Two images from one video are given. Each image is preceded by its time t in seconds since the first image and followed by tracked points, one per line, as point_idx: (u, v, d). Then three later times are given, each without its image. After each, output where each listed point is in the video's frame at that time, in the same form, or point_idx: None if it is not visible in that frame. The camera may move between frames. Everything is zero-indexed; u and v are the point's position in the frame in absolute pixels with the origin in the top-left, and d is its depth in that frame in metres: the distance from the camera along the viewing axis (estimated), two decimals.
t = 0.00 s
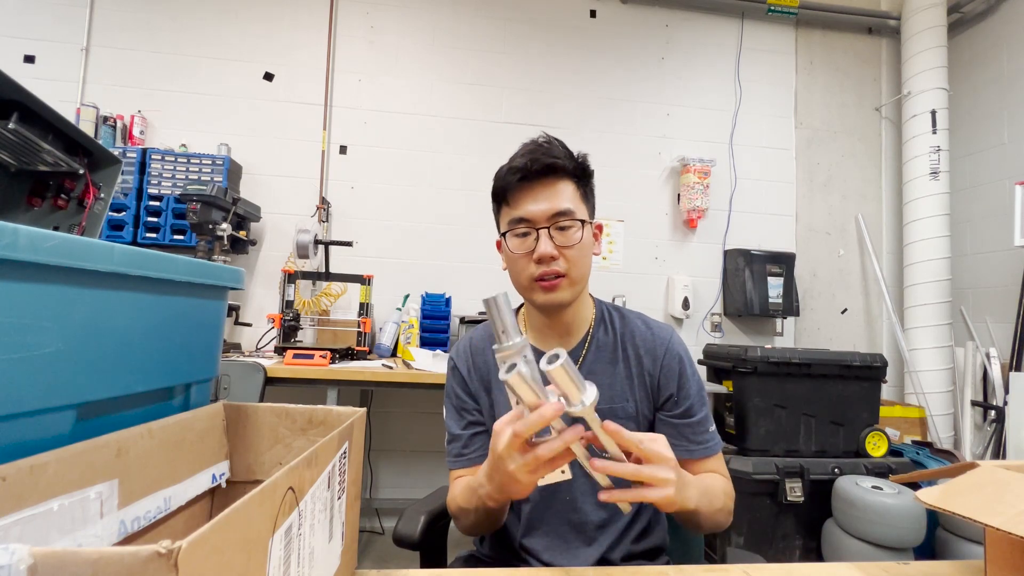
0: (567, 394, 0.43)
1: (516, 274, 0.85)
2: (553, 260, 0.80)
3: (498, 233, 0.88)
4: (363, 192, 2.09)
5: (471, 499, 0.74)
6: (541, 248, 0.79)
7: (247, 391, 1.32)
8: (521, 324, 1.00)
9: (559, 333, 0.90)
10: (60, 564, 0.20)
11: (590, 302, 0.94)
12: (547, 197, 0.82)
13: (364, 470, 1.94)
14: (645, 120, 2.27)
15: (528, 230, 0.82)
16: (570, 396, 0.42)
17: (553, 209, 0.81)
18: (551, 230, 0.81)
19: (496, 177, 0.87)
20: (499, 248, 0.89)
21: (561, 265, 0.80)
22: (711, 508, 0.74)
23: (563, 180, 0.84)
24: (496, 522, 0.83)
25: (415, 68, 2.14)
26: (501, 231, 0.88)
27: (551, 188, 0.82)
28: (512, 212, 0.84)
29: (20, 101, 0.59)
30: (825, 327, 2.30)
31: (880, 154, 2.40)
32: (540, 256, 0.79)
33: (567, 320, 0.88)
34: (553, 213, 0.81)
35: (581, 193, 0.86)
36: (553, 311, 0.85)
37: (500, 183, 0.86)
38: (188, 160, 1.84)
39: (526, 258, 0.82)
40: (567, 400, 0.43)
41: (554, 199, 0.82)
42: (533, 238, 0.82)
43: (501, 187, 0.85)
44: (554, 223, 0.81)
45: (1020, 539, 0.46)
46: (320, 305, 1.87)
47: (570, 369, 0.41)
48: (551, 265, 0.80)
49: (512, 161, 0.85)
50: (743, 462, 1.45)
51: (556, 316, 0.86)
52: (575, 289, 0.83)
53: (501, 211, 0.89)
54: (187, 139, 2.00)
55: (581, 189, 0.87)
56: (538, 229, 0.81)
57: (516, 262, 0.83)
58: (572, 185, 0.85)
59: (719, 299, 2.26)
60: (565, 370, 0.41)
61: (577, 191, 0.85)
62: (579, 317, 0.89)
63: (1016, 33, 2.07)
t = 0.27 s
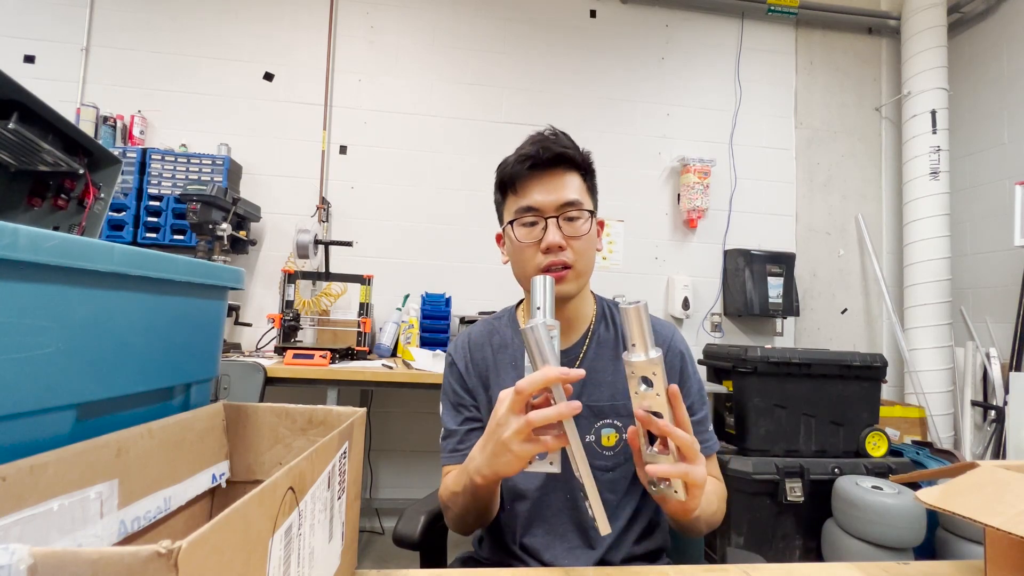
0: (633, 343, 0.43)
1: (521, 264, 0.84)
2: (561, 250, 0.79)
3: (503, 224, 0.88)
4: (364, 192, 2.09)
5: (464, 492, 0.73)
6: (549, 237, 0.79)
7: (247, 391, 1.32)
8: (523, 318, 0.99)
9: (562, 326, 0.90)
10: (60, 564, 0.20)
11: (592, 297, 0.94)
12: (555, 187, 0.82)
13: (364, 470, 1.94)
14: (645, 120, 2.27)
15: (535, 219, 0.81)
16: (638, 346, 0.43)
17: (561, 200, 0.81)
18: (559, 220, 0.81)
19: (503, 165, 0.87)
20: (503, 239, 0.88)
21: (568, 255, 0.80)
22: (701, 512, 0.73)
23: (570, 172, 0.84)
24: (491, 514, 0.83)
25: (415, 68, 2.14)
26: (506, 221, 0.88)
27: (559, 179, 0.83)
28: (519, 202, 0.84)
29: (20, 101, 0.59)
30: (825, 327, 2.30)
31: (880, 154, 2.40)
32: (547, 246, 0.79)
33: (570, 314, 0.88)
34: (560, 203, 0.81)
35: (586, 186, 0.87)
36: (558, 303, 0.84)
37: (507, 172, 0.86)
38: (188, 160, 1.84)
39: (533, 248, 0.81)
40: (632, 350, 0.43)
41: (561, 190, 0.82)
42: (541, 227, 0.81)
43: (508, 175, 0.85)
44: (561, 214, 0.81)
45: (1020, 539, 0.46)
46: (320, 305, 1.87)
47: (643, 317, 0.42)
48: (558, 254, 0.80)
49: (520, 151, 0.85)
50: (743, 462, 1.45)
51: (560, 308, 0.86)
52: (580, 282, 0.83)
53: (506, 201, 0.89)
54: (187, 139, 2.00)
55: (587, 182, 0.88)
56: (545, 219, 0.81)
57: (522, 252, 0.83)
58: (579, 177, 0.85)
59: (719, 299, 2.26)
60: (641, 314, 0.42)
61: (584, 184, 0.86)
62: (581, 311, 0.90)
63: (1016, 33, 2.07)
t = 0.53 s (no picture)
0: (620, 342, 0.45)
1: (521, 259, 0.84)
2: (562, 244, 0.79)
3: (504, 219, 0.87)
4: (363, 192, 2.09)
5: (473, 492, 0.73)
6: (550, 232, 0.79)
7: (247, 391, 1.32)
8: (523, 315, 0.99)
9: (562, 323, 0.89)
10: (59, 564, 0.20)
11: (591, 294, 0.94)
12: (555, 182, 0.82)
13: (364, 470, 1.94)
14: (645, 120, 2.27)
15: (536, 213, 0.81)
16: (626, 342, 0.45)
17: (561, 194, 0.81)
18: (559, 215, 0.81)
19: (503, 159, 0.87)
20: (503, 234, 0.88)
21: (569, 250, 0.80)
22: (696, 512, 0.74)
23: (570, 167, 0.84)
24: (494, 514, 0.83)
25: (415, 68, 2.14)
26: (506, 216, 0.88)
27: (560, 174, 0.83)
28: (520, 197, 0.84)
29: (21, 101, 0.59)
30: (825, 327, 2.30)
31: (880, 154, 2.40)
32: (548, 241, 0.79)
33: (570, 311, 0.88)
34: (561, 197, 0.81)
35: (587, 181, 0.87)
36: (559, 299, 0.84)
37: (507, 166, 0.86)
38: (188, 160, 1.84)
39: (534, 243, 0.81)
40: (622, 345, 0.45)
41: (562, 184, 0.82)
42: (542, 222, 0.82)
43: (508, 169, 0.85)
44: (562, 209, 0.81)
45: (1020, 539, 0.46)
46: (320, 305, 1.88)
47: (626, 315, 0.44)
48: (559, 249, 0.79)
49: (520, 145, 0.85)
50: (743, 462, 1.45)
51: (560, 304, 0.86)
52: (581, 277, 0.83)
53: (506, 195, 0.88)
54: (187, 139, 2.00)
55: (588, 177, 0.88)
56: (546, 213, 0.81)
57: (522, 247, 0.82)
58: (580, 172, 0.85)
59: (719, 299, 2.26)
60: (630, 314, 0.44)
61: (584, 178, 0.86)
62: (580, 308, 0.90)
63: (1016, 33, 2.07)
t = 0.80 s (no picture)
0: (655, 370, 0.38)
1: (520, 260, 0.84)
2: (561, 247, 0.80)
3: (506, 221, 0.88)
4: (363, 192, 2.09)
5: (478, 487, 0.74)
6: (550, 235, 0.79)
7: (247, 391, 1.32)
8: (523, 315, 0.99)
9: (561, 324, 0.90)
10: (60, 563, 0.20)
11: (592, 296, 0.94)
12: (558, 185, 0.82)
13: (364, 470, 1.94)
14: (645, 120, 2.27)
15: (537, 216, 0.82)
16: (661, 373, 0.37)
17: (563, 197, 0.81)
18: (560, 218, 0.81)
19: (507, 162, 0.88)
20: (505, 236, 0.88)
21: (569, 254, 0.80)
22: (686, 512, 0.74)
23: (573, 169, 0.84)
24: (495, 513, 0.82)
25: (415, 68, 2.14)
26: (509, 218, 0.88)
27: (563, 176, 0.83)
28: (522, 198, 0.84)
29: (21, 102, 0.59)
30: (825, 327, 2.30)
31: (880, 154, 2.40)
32: (548, 244, 0.79)
33: (570, 313, 0.88)
34: (562, 201, 0.81)
35: (590, 184, 0.87)
36: (557, 301, 0.84)
37: (511, 168, 0.86)
38: (188, 160, 1.84)
39: (533, 246, 0.81)
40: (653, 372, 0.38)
41: (564, 187, 0.82)
42: (542, 225, 0.82)
43: (511, 172, 0.85)
44: (563, 212, 0.81)
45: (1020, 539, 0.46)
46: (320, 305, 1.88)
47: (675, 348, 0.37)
48: (558, 253, 0.80)
49: (524, 146, 0.85)
50: (743, 462, 1.45)
51: (559, 306, 0.86)
52: (581, 281, 0.83)
53: (509, 197, 0.89)
54: (187, 139, 2.00)
55: (591, 180, 0.88)
56: (546, 216, 0.81)
57: (522, 250, 0.83)
58: (583, 175, 0.85)
59: (719, 299, 2.26)
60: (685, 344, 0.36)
61: (587, 181, 0.86)
62: (582, 309, 0.89)
63: (1016, 33, 2.07)
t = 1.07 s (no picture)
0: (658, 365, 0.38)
1: (521, 264, 0.84)
2: (562, 252, 0.80)
3: (506, 224, 0.87)
4: (363, 192, 2.09)
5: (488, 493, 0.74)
6: (550, 239, 0.79)
7: (247, 391, 1.32)
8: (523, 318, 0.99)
9: (561, 327, 0.90)
10: (60, 563, 0.20)
11: (592, 298, 0.94)
12: (558, 188, 0.82)
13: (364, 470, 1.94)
14: (645, 120, 2.27)
15: (537, 220, 0.82)
16: (664, 365, 0.38)
17: (563, 201, 0.81)
18: (561, 222, 0.81)
19: (507, 163, 0.87)
20: (505, 238, 0.88)
21: (569, 258, 0.80)
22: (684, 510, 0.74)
23: (574, 172, 0.84)
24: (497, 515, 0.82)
25: (415, 68, 2.14)
26: (509, 221, 0.88)
27: (564, 180, 0.83)
28: (522, 201, 0.84)
29: (21, 101, 0.59)
30: (825, 327, 2.30)
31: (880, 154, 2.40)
32: (548, 249, 0.79)
33: (570, 315, 0.88)
34: (563, 205, 0.81)
35: (590, 186, 0.87)
36: (557, 304, 0.84)
37: (511, 170, 0.85)
38: (188, 160, 1.84)
39: (534, 249, 0.81)
40: (655, 366, 0.38)
41: (564, 191, 0.82)
42: (542, 228, 0.82)
43: (511, 174, 0.85)
44: (564, 216, 0.81)
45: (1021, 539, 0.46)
46: (320, 305, 1.88)
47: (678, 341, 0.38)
48: (559, 257, 0.80)
49: (524, 149, 0.84)
50: (743, 462, 1.45)
51: (559, 310, 0.86)
52: (581, 285, 0.83)
53: (509, 198, 0.88)
54: (187, 139, 2.00)
55: (591, 182, 0.87)
56: (547, 220, 0.81)
57: (523, 253, 0.83)
58: (583, 177, 0.85)
59: (719, 299, 2.26)
60: (687, 338, 0.37)
61: (588, 184, 0.86)
62: (582, 310, 0.90)
63: (1016, 33, 2.07)
